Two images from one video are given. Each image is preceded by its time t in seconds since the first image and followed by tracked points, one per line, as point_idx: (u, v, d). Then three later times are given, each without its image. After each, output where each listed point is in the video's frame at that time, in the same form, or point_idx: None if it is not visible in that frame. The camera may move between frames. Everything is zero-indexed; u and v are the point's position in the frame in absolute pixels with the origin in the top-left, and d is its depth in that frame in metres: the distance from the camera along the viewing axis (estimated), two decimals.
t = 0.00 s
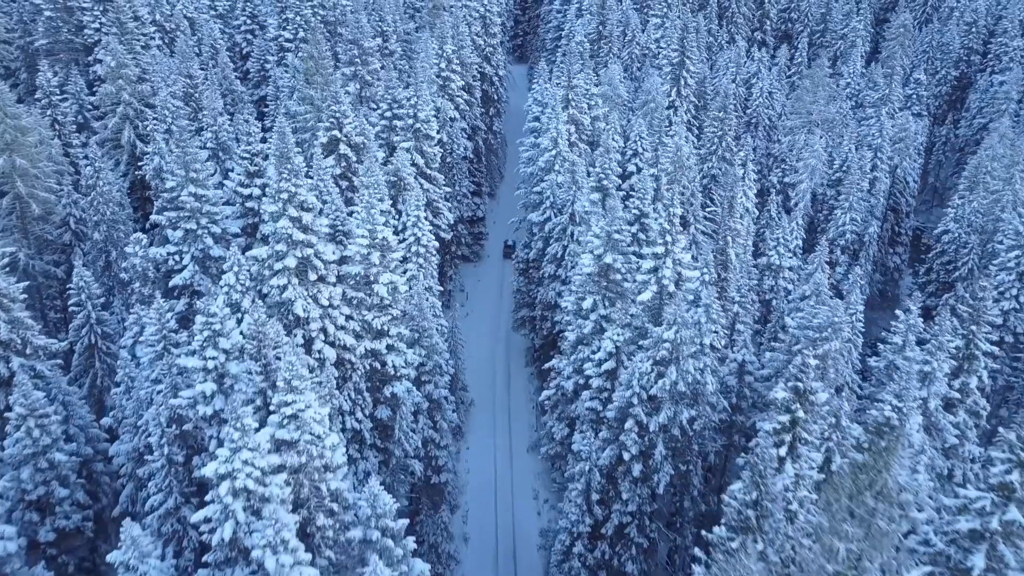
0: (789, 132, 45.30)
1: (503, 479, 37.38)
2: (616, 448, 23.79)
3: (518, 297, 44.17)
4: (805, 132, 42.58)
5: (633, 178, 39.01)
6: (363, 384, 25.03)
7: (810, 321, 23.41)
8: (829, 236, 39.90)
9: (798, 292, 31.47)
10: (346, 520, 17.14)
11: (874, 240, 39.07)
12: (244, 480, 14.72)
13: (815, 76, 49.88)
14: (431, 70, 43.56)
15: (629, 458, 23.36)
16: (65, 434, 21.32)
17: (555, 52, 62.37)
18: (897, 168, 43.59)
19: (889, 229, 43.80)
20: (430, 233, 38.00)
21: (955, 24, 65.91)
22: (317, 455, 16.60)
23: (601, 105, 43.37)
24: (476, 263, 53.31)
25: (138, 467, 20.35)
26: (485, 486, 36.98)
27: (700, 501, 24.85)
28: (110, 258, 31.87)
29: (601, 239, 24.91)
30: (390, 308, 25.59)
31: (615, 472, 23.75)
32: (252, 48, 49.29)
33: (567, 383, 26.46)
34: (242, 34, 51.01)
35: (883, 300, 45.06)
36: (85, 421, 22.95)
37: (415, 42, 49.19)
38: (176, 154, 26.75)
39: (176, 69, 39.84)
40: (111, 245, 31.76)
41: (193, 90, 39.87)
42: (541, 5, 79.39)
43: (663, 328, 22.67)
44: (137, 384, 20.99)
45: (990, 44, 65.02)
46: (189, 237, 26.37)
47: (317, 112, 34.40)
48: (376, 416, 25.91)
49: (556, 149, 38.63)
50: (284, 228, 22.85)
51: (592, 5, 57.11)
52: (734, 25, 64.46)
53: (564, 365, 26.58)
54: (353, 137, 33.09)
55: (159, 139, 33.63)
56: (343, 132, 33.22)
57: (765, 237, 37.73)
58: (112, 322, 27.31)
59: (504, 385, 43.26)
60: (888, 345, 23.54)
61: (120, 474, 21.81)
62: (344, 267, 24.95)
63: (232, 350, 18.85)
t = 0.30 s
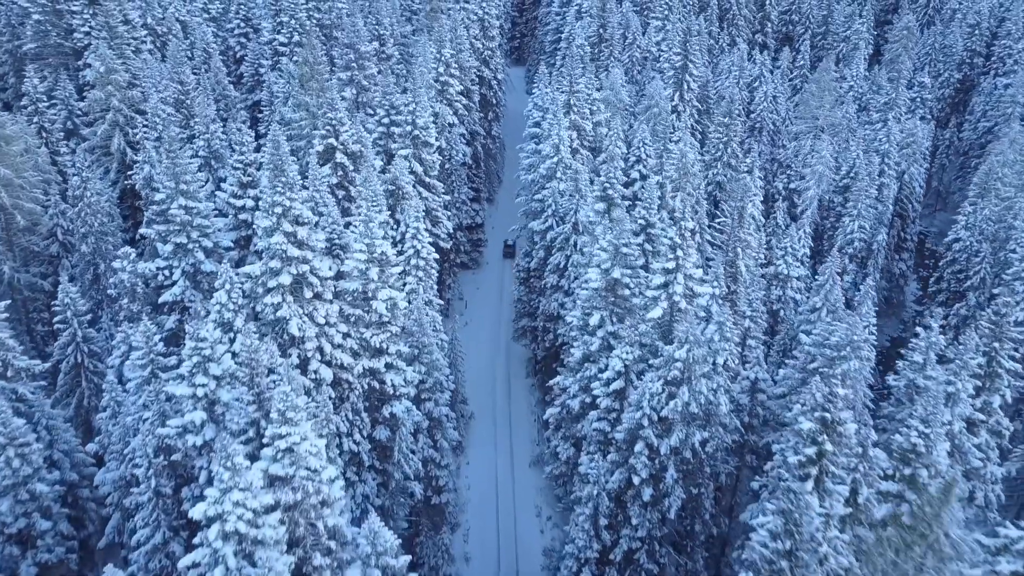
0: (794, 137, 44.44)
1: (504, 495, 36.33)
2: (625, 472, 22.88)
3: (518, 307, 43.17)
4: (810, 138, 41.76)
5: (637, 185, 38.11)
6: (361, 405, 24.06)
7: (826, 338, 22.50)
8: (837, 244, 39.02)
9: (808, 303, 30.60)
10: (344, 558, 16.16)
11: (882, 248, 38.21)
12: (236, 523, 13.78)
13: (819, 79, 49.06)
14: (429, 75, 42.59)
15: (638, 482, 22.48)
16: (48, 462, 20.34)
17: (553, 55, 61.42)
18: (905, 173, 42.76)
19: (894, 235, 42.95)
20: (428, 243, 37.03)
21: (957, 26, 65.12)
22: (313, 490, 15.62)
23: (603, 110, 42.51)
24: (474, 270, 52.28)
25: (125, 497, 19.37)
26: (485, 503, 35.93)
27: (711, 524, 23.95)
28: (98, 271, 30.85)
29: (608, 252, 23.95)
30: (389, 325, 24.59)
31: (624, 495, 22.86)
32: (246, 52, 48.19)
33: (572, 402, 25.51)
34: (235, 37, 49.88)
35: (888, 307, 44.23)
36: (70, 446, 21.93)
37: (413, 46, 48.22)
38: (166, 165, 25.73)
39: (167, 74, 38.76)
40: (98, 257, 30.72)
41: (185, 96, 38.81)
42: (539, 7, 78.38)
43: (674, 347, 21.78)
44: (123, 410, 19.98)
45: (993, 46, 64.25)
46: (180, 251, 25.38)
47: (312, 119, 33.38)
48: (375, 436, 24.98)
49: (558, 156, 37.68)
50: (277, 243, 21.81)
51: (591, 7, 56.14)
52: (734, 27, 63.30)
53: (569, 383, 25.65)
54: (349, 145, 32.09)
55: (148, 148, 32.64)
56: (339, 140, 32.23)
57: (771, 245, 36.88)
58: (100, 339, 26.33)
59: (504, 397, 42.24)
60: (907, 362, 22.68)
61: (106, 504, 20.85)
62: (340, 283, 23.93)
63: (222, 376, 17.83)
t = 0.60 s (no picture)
0: (800, 143, 43.62)
1: (506, 512, 35.39)
2: (636, 497, 21.96)
3: (519, 317, 42.18)
4: (817, 144, 40.94)
5: (641, 193, 37.22)
6: (359, 427, 23.08)
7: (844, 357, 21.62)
8: (845, 252, 38.20)
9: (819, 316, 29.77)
10: None
11: (891, 257, 37.42)
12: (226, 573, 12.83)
13: (824, 83, 48.27)
14: (428, 80, 41.57)
15: (649, 508, 21.59)
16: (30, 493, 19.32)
17: (552, 59, 60.51)
18: (913, 180, 41.95)
19: (901, 242, 42.17)
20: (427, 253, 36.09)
21: (960, 28, 64.43)
22: (310, 531, 14.64)
23: (606, 116, 41.72)
24: (473, 278, 51.32)
25: (110, 530, 18.38)
26: (486, 521, 34.99)
27: (724, 549, 22.91)
28: (86, 285, 29.79)
29: (617, 267, 22.93)
30: (388, 343, 23.56)
31: (633, 521, 21.96)
32: (240, 56, 47.17)
33: (579, 422, 24.59)
34: (229, 41, 48.83)
35: (894, 315, 43.46)
36: (54, 473, 20.88)
37: (410, 50, 47.28)
38: (154, 177, 24.68)
39: (159, 80, 37.76)
40: (86, 271, 29.64)
41: (176, 103, 37.78)
42: (537, 10, 77.53)
43: (687, 367, 20.88)
44: (109, 438, 18.93)
45: (997, 49, 63.58)
46: (170, 267, 24.39)
47: (308, 126, 32.38)
48: (374, 459, 24.03)
49: (560, 164, 36.76)
50: (270, 260, 20.69)
51: (592, 10, 55.27)
52: (736, 30, 62.33)
53: (575, 403, 24.71)
54: (346, 154, 31.13)
55: (138, 157, 31.61)
56: (335, 149, 31.26)
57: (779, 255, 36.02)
58: (87, 357, 25.30)
59: (504, 410, 41.28)
60: (928, 382, 21.82)
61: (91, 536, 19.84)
62: (337, 300, 22.92)
63: (212, 406, 16.82)
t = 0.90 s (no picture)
0: (805, 149, 42.77)
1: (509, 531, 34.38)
2: (647, 524, 21.11)
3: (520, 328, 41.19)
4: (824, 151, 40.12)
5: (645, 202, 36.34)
6: (358, 451, 22.16)
7: (863, 378, 20.75)
8: (852, 262, 37.41)
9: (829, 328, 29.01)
10: None
11: (900, 266, 36.60)
12: None
13: (829, 89, 47.44)
14: (426, 86, 40.59)
15: (661, 536, 20.72)
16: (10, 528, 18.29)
17: (552, 63, 59.60)
18: (921, 186, 41.02)
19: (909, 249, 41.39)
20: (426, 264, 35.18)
21: (962, 32, 63.69)
22: None
23: (608, 122, 40.83)
24: (472, 286, 50.34)
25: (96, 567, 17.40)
26: (488, 540, 33.99)
27: None
28: (73, 300, 28.71)
29: (626, 284, 22.01)
30: (387, 364, 22.59)
31: (644, 550, 21.08)
32: (234, 62, 46.15)
33: (586, 444, 23.68)
34: (223, 46, 47.73)
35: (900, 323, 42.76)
36: (37, 503, 19.85)
37: (408, 55, 46.31)
38: (143, 190, 23.68)
39: (149, 87, 36.67)
40: (74, 286, 28.56)
41: (168, 110, 36.71)
42: (534, 13, 76.59)
43: (701, 390, 19.99)
44: (94, 469, 17.91)
45: (1000, 51, 62.89)
46: (160, 284, 23.43)
47: (304, 135, 31.42)
48: (373, 484, 23.10)
49: (563, 173, 35.90)
50: (264, 280, 19.72)
51: (592, 13, 54.32)
52: (737, 33, 61.35)
53: (582, 423, 23.81)
54: (343, 164, 30.20)
55: (128, 168, 30.58)
56: (332, 159, 30.30)
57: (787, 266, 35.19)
58: (73, 379, 24.25)
59: (506, 424, 40.31)
60: (950, 403, 20.96)
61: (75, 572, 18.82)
62: (335, 320, 21.95)
63: (203, 439, 15.86)
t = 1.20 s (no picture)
0: (811, 157, 41.92)
1: (511, 552, 33.41)
2: (659, 555, 20.18)
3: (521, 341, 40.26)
4: (831, 160, 39.30)
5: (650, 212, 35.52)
6: (356, 479, 21.20)
7: (884, 402, 19.91)
8: (861, 273, 36.59)
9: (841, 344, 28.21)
10: None
11: (910, 277, 35.80)
12: None
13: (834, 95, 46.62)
14: (425, 94, 39.65)
15: (674, 568, 19.82)
16: None
17: (551, 69, 58.72)
18: (929, 195, 40.19)
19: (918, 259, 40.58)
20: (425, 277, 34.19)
21: (965, 37, 62.95)
22: None
23: (611, 130, 39.94)
24: (472, 295, 49.39)
25: None
26: (490, 562, 33.02)
27: None
28: (60, 318, 27.65)
29: (637, 303, 21.09)
30: (387, 388, 21.63)
31: None
32: (228, 69, 45.09)
33: (594, 469, 22.74)
34: (217, 53, 46.71)
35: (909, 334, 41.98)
36: (17, 538, 18.79)
37: (406, 61, 45.35)
38: (132, 206, 22.64)
39: (140, 95, 35.56)
40: (61, 303, 27.51)
41: (159, 119, 35.60)
42: (532, 18, 75.63)
43: (716, 416, 19.08)
44: (76, 505, 16.88)
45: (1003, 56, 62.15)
46: (149, 304, 22.44)
47: (299, 146, 30.44)
48: (372, 512, 22.14)
49: (565, 183, 35.06)
50: (258, 302, 18.74)
51: (592, 19, 53.42)
52: (738, 38, 60.46)
53: (590, 447, 22.87)
54: (341, 176, 29.27)
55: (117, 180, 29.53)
56: (328, 171, 29.33)
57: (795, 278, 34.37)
58: (58, 401, 23.25)
59: (507, 439, 39.38)
60: (976, 427, 20.10)
61: None
62: (332, 341, 20.99)
63: (192, 476, 14.88)
